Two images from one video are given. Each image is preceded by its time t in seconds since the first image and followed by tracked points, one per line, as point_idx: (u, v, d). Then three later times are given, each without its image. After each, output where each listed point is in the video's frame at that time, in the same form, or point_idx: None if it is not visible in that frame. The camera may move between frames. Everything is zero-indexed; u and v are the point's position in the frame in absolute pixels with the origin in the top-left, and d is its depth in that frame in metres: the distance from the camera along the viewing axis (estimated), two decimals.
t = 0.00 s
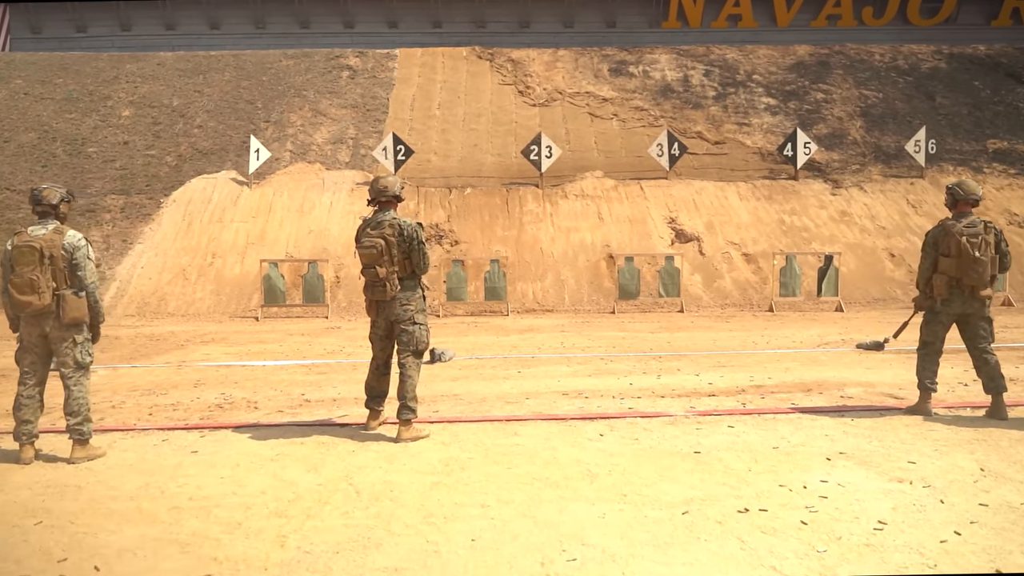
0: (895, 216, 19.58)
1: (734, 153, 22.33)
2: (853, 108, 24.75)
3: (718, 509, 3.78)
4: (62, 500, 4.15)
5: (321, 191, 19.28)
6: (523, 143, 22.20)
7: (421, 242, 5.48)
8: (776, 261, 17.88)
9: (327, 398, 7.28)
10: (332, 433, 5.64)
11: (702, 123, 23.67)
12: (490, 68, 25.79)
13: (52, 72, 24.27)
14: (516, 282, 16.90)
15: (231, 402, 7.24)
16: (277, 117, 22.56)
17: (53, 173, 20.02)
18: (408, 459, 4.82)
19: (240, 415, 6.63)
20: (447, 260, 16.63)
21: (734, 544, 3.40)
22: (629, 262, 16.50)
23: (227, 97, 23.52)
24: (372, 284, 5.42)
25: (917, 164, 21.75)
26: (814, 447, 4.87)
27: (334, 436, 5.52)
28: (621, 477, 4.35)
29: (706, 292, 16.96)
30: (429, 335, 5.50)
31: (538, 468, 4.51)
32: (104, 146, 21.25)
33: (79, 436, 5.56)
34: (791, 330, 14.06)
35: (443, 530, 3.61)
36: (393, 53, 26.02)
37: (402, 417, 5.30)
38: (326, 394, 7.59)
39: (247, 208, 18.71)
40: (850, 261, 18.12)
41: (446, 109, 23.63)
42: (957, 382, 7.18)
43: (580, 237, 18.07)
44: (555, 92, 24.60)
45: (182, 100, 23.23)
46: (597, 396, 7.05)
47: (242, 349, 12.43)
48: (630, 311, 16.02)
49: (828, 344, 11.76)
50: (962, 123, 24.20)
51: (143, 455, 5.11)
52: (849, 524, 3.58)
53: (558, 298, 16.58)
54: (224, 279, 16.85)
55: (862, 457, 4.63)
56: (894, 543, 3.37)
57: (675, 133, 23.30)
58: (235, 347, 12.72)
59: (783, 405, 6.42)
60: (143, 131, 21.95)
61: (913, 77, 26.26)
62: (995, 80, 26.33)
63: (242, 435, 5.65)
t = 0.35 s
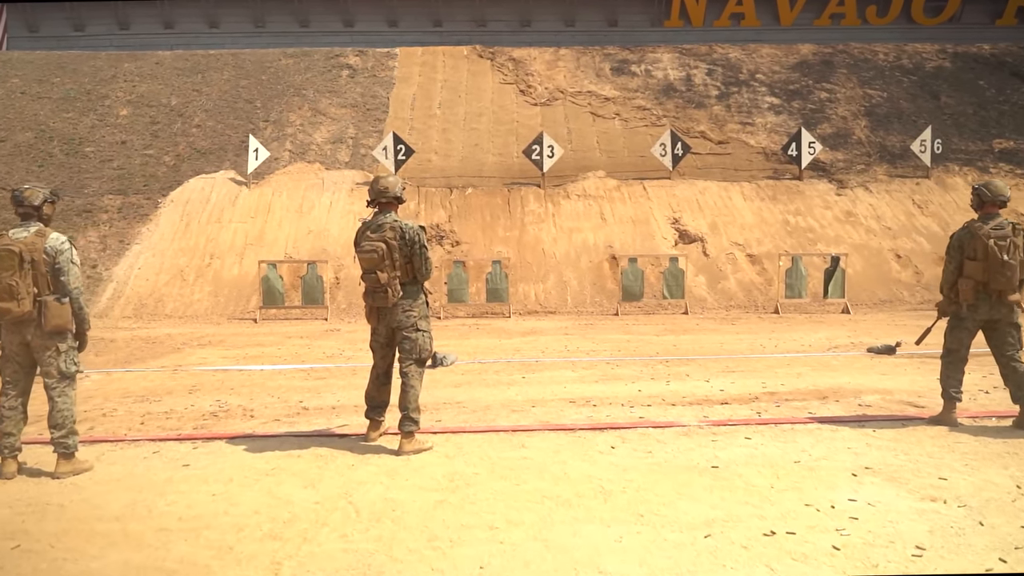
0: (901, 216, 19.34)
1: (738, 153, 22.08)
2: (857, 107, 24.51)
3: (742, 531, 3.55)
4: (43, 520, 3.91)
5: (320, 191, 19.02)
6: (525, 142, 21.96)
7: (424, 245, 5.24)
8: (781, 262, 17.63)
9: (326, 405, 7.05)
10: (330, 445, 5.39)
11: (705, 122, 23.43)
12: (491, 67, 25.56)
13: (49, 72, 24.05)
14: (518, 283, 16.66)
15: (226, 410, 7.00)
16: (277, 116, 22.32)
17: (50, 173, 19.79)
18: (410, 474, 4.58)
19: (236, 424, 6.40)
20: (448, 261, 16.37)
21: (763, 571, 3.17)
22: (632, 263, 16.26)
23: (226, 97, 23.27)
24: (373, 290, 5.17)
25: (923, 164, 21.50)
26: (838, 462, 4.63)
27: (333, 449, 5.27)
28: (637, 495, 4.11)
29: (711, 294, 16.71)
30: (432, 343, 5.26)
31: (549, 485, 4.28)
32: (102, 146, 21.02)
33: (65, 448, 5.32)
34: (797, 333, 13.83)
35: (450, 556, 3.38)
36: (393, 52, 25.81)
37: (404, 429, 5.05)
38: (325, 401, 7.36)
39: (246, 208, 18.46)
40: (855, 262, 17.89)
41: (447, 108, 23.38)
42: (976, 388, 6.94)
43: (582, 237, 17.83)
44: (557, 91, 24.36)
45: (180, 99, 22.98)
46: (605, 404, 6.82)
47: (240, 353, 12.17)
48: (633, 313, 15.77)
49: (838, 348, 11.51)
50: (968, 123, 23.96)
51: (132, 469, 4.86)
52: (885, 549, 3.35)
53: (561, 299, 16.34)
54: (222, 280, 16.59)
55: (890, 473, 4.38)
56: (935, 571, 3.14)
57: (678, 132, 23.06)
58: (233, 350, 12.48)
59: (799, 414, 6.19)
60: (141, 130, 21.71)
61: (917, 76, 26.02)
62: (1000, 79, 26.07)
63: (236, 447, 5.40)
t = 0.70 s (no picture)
0: (908, 216, 19.08)
1: (741, 152, 21.83)
2: (862, 106, 24.26)
3: (768, 553, 3.33)
4: (17, 539, 3.67)
5: (320, 190, 18.76)
6: (527, 141, 21.71)
7: (425, 245, 4.99)
8: (787, 262, 17.37)
9: (323, 411, 6.80)
10: (327, 453, 5.14)
11: (708, 121, 23.19)
12: (493, 66, 25.32)
13: (47, 70, 23.87)
14: (520, 283, 16.42)
15: (219, 415, 6.75)
16: (276, 115, 22.10)
17: (47, 172, 19.58)
18: (412, 486, 4.33)
19: (229, 431, 6.15)
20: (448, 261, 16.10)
21: None
22: (636, 262, 16.02)
23: (225, 95, 23.08)
24: (372, 292, 4.92)
25: (929, 163, 21.24)
26: (863, 474, 4.39)
27: (330, 458, 5.02)
28: (653, 510, 3.87)
29: (715, 294, 16.48)
30: (434, 347, 5.00)
31: (557, 499, 4.04)
32: (100, 145, 20.80)
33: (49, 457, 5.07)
34: (805, 334, 13.59)
35: None
36: (394, 50, 25.71)
37: (404, 438, 4.81)
38: (322, 406, 7.10)
39: (244, 208, 18.20)
40: (862, 263, 17.63)
41: (447, 107, 23.13)
42: (997, 394, 6.69)
43: (585, 237, 17.58)
44: (558, 90, 24.13)
45: (178, 98, 22.75)
46: (614, 410, 6.58)
47: (237, 354, 11.93)
48: (637, 313, 15.52)
49: (848, 350, 11.25)
50: (974, 121, 23.71)
51: (118, 480, 4.60)
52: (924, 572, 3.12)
53: (563, 299, 16.10)
54: (220, 280, 16.35)
55: (920, 486, 4.15)
56: None
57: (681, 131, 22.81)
58: (230, 352, 12.25)
59: (816, 421, 5.94)
60: (139, 129, 21.49)
61: (922, 74, 25.76)
62: (1006, 77, 25.81)
63: (229, 456, 5.15)
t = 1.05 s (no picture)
0: (913, 216, 18.84)
1: (744, 152, 21.61)
2: (865, 106, 24.03)
3: None
4: None
5: (319, 191, 18.51)
6: (528, 140, 21.49)
7: (426, 247, 4.75)
8: (792, 264, 17.14)
9: (320, 419, 6.58)
10: (322, 466, 4.92)
11: (711, 121, 22.96)
12: (494, 65, 25.08)
13: (43, 69, 23.63)
14: (521, 284, 16.19)
15: (211, 423, 6.52)
16: (274, 115, 21.87)
17: (43, 172, 19.38)
18: (411, 503, 4.10)
19: (221, 440, 5.92)
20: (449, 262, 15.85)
21: None
22: (639, 264, 15.77)
23: (224, 94, 22.85)
24: (370, 297, 4.70)
25: (934, 163, 21.00)
26: (887, 490, 4.17)
27: (325, 471, 4.80)
28: (667, 530, 3.65)
29: (719, 296, 16.26)
30: (435, 355, 4.77)
31: (565, 518, 3.82)
32: (96, 144, 20.58)
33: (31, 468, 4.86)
34: (811, 337, 13.35)
35: None
36: (394, 50, 25.59)
37: (403, 450, 4.57)
38: (319, 413, 6.87)
39: (242, 208, 17.95)
40: (867, 263, 17.39)
41: (448, 106, 22.89)
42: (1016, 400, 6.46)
43: (587, 238, 17.34)
44: (559, 89, 23.90)
45: (176, 97, 22.53)
46: (620, 418, 6.35)
47: (233, 358, 11.69)
48: (640, 316, 15.27)
49: (856, 354, 11.02)
50: (978, 121, 23.49)
51: (101, 495, 4.38)
52: None
53: (565, 301, 15.87)
54: (217, 282, 16.12)
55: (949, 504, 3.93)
56: None
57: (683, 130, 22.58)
58: (227, 355, 12.01)
59: (832, 431, 5.70)
60: (136, 129, 21.25)
61: (926, 73, 25.52)
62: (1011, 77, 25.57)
63: (220, 469, 4.93)
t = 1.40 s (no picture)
0: (920, 216, 18.56)
1: (749, 151, 21.33)
2: (870, 104, 23.73)
3: None
4: None
5: (318, 190, 18.23)
6: (529, 139, 21.21)
7: (426, 247, 4.48)
8: (798, 265, 16.87)
9: (316, 427, 6.30)
10: (317, 481, 4.62)
11: (714, 120, 22.68)
12: (495, 63, 24.80)
13: (40, 67, 23.38)
14: (523, 285, 15.92)
15: (202, 432, 6.24)
16: (273, 114, 21.61)
17: (39, 172, 19.12)
18: (411, 522, 3.83)
19: (211, 450, 5.64)
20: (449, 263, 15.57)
21: None
22: (643, 265, 15.47)
23: (222, 93, 22.59)
24: (365, 301, 4.42)
25: (941, 162, 20.71)
26: (921, 508, 3.90)
27: (320, 486, 4.50)
28: (688, 554, 3.40)
29: (724, 297, 15.99)
30: (435, 363, 4.49)
31: (578, 540, 3.56)
32: (93, 143, 20.31)
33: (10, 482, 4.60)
34: (818, 339, 13.08)
35: None
36: (394, 48, 25.31)
37: (403, 463, 4.30)
38: (315, 420, 6.60)
39: (240, 208, 17.67)
40: (874, 264, 17.11)
41: (449, 105, 22.61)
42: None
43: (590, 238, 17.07)
44: (561, 88, 23.62)
45: (174, 96, 22.27)
46: (630, 426, 6.07)
47: (229, 361, 11.41)
48: (644, 318, 14.99)
49: (867, 357, 10.73)
50: (985, 120, 23.19)
51: (81, 513, 4.12)
52: None
53: (568, 302, 15.60)
54: (214, 282, 15.86)
55: (989, 525, 3.67)
56: None
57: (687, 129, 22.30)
58: (222, 357, 11.73)
59: (854, 441, 5.42)
60: (134, 128, 20.99)
61: (932, 72, 25.21)
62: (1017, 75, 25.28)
63: (209, 482, 4.66)
